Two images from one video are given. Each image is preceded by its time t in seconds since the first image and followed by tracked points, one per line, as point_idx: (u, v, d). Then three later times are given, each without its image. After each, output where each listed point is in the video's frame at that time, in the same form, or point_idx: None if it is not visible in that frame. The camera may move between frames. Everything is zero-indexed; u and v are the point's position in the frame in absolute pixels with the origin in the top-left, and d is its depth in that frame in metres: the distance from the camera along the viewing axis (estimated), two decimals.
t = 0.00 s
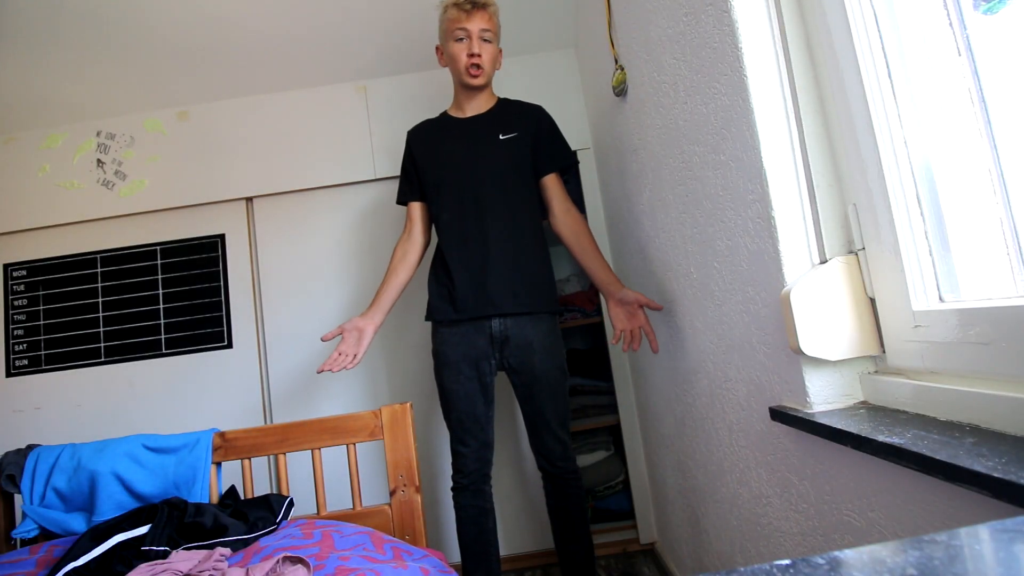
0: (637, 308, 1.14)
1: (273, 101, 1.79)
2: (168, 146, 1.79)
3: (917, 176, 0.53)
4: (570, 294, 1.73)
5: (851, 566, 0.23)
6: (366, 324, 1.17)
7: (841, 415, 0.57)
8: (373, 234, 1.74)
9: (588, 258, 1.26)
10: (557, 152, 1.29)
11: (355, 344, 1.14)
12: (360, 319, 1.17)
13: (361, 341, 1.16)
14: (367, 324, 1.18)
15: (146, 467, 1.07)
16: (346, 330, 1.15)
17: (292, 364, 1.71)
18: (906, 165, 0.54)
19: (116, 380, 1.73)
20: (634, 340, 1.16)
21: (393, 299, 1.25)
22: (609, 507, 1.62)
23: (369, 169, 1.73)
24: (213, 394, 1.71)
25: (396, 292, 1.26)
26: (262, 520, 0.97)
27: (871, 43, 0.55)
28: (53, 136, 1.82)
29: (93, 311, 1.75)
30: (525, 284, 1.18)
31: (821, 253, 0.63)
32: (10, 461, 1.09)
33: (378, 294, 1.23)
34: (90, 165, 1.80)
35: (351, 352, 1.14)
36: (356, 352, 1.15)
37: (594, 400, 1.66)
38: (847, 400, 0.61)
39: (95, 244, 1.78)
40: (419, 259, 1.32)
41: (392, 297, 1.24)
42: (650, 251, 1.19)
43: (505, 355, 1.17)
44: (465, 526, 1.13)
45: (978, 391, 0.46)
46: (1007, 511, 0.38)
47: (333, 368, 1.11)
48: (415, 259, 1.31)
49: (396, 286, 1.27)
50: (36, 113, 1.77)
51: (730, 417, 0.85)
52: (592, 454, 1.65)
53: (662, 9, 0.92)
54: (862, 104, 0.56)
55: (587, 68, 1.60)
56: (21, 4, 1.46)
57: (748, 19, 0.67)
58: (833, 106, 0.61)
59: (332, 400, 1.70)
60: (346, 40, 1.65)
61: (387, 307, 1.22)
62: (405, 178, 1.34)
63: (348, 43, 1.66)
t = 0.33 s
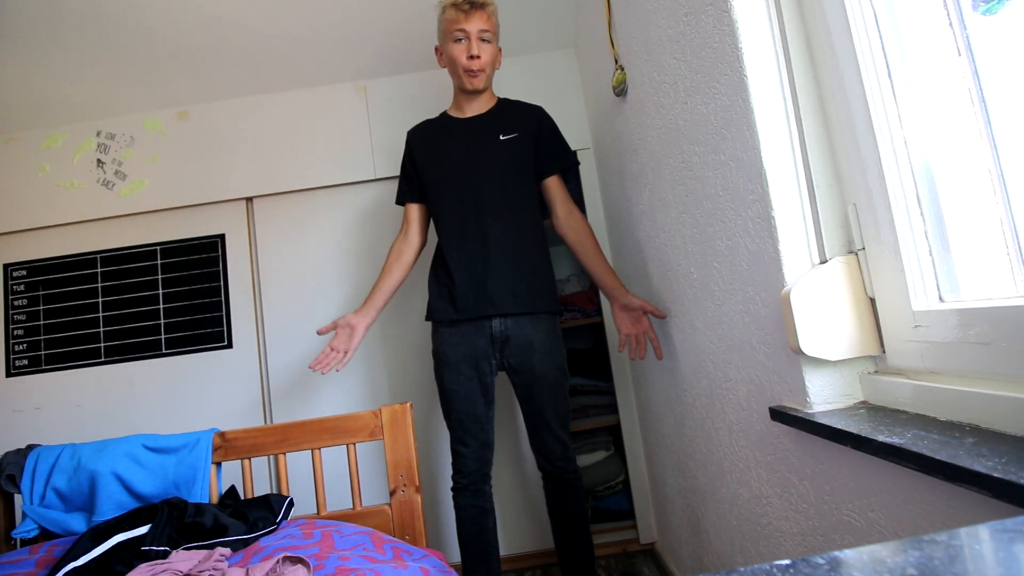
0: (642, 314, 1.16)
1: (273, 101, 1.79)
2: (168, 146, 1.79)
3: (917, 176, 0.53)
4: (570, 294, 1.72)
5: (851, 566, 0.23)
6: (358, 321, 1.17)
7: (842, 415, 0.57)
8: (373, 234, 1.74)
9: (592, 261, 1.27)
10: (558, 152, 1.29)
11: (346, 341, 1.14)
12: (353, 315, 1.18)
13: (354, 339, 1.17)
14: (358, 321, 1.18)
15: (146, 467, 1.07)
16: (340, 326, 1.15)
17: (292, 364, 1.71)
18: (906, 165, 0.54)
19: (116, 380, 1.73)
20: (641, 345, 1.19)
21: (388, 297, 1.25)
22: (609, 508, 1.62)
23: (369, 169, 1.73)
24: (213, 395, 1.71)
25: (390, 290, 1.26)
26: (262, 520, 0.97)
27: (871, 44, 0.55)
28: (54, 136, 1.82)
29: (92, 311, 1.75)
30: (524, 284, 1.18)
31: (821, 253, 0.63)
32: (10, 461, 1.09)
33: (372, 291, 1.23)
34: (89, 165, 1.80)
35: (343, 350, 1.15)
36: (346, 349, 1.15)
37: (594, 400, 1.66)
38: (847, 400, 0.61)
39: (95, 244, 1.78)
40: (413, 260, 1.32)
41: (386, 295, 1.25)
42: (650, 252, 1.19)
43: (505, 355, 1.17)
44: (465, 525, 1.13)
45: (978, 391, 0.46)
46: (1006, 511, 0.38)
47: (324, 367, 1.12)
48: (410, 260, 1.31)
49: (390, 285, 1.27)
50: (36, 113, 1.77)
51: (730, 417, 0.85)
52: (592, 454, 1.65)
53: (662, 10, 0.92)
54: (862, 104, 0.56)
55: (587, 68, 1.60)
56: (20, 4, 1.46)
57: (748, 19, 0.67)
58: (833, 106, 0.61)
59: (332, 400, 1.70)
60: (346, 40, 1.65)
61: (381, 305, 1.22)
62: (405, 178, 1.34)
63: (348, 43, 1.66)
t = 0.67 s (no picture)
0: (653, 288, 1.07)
1: (273, 101, 1.78)
2: (168, 146, 1.79)
3: (917, 176, 0.53)
4: (570, 294, 1.72)
5: (851, 566, 0.23)
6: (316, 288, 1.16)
7: (841, 415, 0.57)
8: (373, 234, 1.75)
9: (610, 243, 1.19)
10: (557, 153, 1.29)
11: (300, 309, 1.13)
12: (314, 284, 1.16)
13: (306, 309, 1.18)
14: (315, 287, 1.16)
15: (146, 467, 1.07)
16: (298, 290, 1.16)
17: (292, 364, 1.71)
18: (906, 165, 0.54)
19: (116, 380, 1.73)
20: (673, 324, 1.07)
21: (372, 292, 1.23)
22: (609, 508, 1.62)
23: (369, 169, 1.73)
24: (213, 394, 1.71)
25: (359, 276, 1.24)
26: (262, 520, 0.98)
27: (871, 44, 0.55)
28: (53, 136, 1.82)
29: (92, 311, 1.75)
30: (524, 284, 1.18)
31: (821, 253, 0.63)
32: (10, 461, 1.09)
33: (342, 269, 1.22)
34: (89, 165, 1.80)
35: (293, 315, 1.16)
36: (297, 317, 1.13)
37: (594, 400, 1.66)
38: (847, 400, 0.61)
39: (95, 244, 1.78)
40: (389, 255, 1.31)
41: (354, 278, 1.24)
42: (650, 251, 1.19)
43: (505, 355, 1.17)
44: (465, 525, 1.13)
45: (978, 391, 0.46)
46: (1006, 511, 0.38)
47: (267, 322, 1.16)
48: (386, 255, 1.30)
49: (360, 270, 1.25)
50: (35, 113, 1.77)
51: (730, 416, 0.85)
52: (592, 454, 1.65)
53: (662, 9, 0.92)
54: (862, 104, 0.56)
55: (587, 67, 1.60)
56: (20, 3, 1.46)
57: (748, 19, 0.67)
58: (833, 107, 0.61)
59: (332, 400, 1.70)
60: (346, 40, 1.65)
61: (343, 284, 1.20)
62: (405, 178, 1.34)
63: (348, 42, 1.66)
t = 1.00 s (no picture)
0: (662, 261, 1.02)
1: (273, 101, 1.78)
2: (168, 146, 1.79)
3: (917, 176, 0.53)
4: (570, 294, 1.72)
5: (851, 566, 0.23)
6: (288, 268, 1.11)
7: (841, 415, 0.57)
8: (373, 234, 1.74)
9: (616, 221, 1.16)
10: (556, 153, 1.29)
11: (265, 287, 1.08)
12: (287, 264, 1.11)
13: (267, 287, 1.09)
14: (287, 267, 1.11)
15: (146, 467, 1.07)
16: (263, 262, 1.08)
17: (292, 364, 1.71)
18: (906, 165, 0.54)
19: (116, 380, 1.73)
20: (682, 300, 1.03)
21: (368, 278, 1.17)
22: (609, 508, 1.62)
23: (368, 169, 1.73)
24: (213, 394, 1.71)
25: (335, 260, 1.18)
26: (262, 520, 0.98)
27: (871, 44, 0.55)
28: (54, 136, 1.82)
29: (92, 311, 1.75)
30: (524, 284, 1.18)
31: (821, 253, 0.63)
32: (10, 461, 1.09)
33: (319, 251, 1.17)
34: (89, 165, 1.80)
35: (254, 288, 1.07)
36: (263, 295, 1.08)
37: (594, 400, 1.66)
38: (847, 400, 0.61)
39: (95, 244, 1.78)
40: (372, 244, 1.25)
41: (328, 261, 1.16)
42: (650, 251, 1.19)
43: (505, 355, 1.17)
44: (464, 525, 1.13)
45: (978, 391, 0.46)
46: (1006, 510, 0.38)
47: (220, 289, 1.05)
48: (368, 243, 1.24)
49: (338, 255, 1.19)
50: (35, 113, 1.77)
51: (730, 416, 0.85)
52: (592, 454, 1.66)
53: (662, 9, 0.91)
54: (862, 104, 0.56)
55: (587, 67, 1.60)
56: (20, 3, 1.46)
57: (748, 19, 0.67)
58: (833, 107, 0.61)
59: (332, 400, 1.70)
60: (346, 40, 1.65)
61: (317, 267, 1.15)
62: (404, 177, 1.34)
63: (348, 42, 1.66)
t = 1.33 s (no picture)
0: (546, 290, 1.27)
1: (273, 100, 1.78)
2: (168, 145, 1.79)
3: (917, 176, 0.53)
4: (570, 295, 1.75)
5: (851, 566, 0.23)
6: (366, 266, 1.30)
7: (842, 415, 0.57)
8: (373, 234, 1.75)
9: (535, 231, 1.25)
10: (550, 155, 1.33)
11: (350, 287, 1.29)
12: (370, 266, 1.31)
13: (513, 310, 1.10)
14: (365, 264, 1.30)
15: (145, 467, 1.06)
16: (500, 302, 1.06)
17: (293, 363, 1.71)
18: (906, 165, 0.54)
19: (116, 380, 1.73)
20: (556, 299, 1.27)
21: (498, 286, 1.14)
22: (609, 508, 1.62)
23: (369, 170, 1.73)
24: (213, 395, 1.71)
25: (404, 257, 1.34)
26: (263, 522, 0.96)
27: (871, 44, 0.55)
28: (53, 136, 1.82)
29: (92, 311, 1.75)
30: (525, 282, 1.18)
31: (821, 253, 0.62)
32: (10, 461, 1.08)
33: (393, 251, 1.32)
34: (89, 165, 1.80)
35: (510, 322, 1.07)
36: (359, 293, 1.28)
37: (594, 400, 1.67)
38: (848, 400, 0.61)
39: (95, 244, 1.78)
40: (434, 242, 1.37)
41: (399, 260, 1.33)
42: (650, 251, 1.19)
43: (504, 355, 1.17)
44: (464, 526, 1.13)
45: (979, 390, 0.46)
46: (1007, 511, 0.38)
47: (503, 362, 1.03)
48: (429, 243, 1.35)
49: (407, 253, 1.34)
50: (36, 113, 1.77)
51: (730, 416, 0.85)
52: (593, 454, 1.68)
53: (662, 8, 0.91)
54: (862, 104, 0.56)
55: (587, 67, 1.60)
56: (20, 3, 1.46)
57: (748, 19, 0.67)
58: (833, 107, 0.61)
59: (332, 400, 1.70)
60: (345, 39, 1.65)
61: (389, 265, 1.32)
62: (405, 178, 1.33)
63: (348, 43, 1.66)
